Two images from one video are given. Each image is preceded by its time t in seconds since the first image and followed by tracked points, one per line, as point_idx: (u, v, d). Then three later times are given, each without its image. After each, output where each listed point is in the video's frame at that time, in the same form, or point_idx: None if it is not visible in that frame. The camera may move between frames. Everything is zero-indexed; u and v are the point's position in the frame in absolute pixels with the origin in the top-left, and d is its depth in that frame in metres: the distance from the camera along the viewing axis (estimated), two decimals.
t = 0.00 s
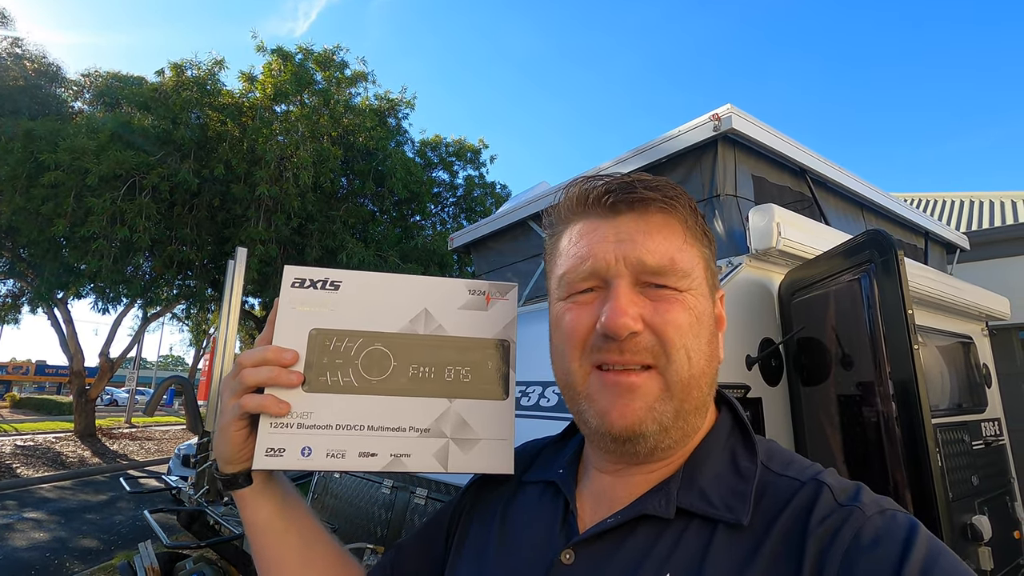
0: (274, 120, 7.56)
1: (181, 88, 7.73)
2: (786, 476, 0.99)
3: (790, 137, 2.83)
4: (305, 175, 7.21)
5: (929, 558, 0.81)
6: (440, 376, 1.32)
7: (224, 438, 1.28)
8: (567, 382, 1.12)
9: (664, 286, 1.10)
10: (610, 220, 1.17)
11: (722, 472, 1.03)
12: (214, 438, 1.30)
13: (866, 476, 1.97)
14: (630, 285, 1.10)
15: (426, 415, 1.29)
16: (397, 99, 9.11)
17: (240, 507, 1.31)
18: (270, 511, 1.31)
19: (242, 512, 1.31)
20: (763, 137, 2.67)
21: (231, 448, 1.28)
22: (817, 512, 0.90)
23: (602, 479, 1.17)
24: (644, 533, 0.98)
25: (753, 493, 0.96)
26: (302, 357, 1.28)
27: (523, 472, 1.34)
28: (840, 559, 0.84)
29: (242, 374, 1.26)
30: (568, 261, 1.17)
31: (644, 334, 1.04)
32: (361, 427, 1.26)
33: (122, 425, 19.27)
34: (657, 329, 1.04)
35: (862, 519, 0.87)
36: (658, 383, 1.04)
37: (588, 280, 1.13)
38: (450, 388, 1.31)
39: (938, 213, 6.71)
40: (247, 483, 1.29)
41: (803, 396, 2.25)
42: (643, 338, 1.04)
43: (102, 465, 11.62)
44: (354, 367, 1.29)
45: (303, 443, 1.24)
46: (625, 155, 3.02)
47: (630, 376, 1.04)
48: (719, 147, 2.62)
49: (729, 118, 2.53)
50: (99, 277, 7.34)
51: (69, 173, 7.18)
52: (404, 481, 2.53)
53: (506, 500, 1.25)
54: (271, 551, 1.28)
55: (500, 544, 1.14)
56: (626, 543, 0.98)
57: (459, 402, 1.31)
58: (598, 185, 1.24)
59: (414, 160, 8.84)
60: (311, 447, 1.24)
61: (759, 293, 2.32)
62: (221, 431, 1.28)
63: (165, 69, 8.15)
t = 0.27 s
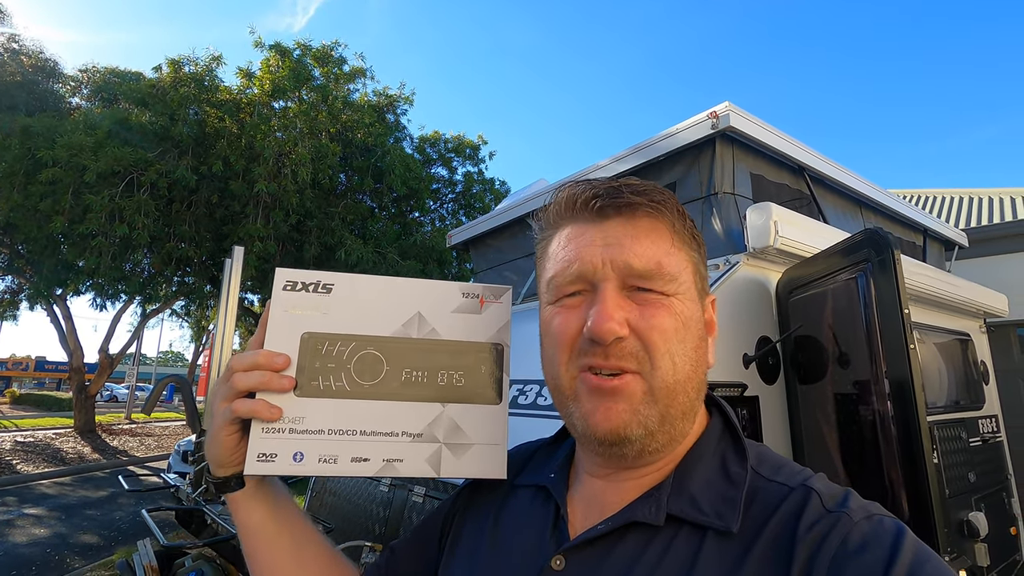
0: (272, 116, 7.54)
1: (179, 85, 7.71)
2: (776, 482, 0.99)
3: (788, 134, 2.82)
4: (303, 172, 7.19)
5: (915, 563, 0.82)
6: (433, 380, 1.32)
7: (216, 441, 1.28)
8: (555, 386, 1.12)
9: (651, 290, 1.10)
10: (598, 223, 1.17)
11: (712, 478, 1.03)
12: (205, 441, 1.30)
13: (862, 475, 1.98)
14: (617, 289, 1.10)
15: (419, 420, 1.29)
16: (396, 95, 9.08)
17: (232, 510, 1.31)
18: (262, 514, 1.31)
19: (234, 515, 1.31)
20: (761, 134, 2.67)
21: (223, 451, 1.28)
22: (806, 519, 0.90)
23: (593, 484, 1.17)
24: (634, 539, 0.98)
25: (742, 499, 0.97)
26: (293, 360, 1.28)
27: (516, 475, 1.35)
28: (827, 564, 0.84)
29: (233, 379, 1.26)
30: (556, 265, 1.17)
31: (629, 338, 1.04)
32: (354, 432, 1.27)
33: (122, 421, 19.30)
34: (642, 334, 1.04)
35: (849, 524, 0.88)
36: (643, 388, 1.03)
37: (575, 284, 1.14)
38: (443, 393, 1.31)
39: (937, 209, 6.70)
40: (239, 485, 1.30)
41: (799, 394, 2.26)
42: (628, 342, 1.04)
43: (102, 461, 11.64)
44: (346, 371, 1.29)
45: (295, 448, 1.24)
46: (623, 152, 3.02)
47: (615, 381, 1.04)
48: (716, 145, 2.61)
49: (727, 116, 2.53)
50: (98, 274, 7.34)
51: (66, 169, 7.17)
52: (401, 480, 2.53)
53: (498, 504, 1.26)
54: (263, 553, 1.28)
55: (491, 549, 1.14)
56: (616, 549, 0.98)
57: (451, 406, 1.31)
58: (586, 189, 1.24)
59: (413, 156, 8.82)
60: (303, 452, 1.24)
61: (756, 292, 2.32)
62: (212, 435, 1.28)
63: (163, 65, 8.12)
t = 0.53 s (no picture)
0: (270, 113, 7.51)
1: (176, 81, 7.67)
2: (775, 506, 0.99)
3: (788, 136, 2.81)
4: (301, 169, 7.17)
5: None
6: (432, 397, 1.31)
7: (211, 457, 1.27)
8: (550, 406, 1.13)
9: (646, 312, 1.10)
10: (594, 243, 1.17)
11: (712, 501, 1.02)
12: (201, 457, 1.29)
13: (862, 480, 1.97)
14: (611, 311, 1.10)
15: (418, 438, 1.29)
16: (395, 92, 9.05)
17: (228, 527, 1.31)
18: (258, 531, 1.31)
19: (230, 532, 1.31)
20: (761, 136, 2.65)
21: (218, 468, 1.27)
22: (806, 545, 0.90)
23: (591, 505, 1.16)
24: (632, 563, 0.98)
25: (741, 524, 0.96)
26: (290, 378, 1.27)
27: (514, 493, 1.35)
28: None
29: (228, 396, 1.24)
30: (551, 284, 1.18)
31: (622, 362, 1.05)
32: (351, 451, 1.26)
33: (122, 417, 19.32)
34: (635, 357, 1.04)
35: (849, 550, 0.88)
36: (636, 411, 1.04)
37: (570, 304, 1.14)
38: (442, 410, 1.31)
39: (938, 207, 6.69)
40: (234, 502, 1.29)
41: (799, 398, 2.25)
42: (622, 365, 1.04)
43: (102, 458, 11.65)
44: (344, 389, 1.28)
45: (292, 467, 1.23)
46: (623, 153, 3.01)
47: (608, 404, 1.05)
48: (717, 146, 2.60)
49: (727, 117, 2.51)
50: (96, 271, 7.32)
51: (63, 167, 7.14)
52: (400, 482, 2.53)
53: (496, 524, 1.26)
54: (259, 570, 1.28)
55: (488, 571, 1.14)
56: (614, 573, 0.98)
57: (450, 423, 1.31)
58: (583, 208, 1.24)
59: (412, 153, 8.79)
60: (300, 471, 1.23)
61: (756, 295, 2.31)
62: (208, 451, 1.27)
63: (160, 62, 8.08)
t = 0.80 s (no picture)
0: (268, 109, 7.48)
1: (173, 77, 7.64)
2: (776, 515, 0.99)
3: (788, 134, 2.80)
4: (300, 166, 7.14)
5: None
6: (432, 404, 1.31)
7: (211, 464, 1.27)
8: (543, 413, 1.14)
9: (638, 320, 1.09)
10: (586, 251, 1.17)
11: (711, 512, 1.02)
12: (201, 462, 1.29)
13: (861, 480, 1.97)
14: (601, 319, 1.10)
15: (418, 446, 1.28)
16: (393, 87, 9.01)
17: (228, 532, 1.30)
18: (257, 536, 1.30)
19: (229, 537, 1.30)
20: (761, 135, 2.64)
21: (218, 474, 1.27)
22: (807, 557, 0.91)
23: (591, 514, 1.16)
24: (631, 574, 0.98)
25: (742, 536, 0.96)
26: (290, 385, 1.26)
27: (515, 500, 1.35)
28: None
29: (227, 403, 1.24)
30: (544, 291, 1.18)
31: (611, 370, 1.05)
32: (352, 457, 1.25)
33: (120, 412, 19.32)
34: (624, 365, 1.04)
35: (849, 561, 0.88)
36: (625, 418, 1.04)
37: (560, 312, 1.14)
38: (442, 417, 1.31)
39: (937, 204, 6.68)
40: (234, 508, 1.29)
41: (798, 397, 2.25)
42: (611, 373, 1.05)
43: (100, 453, 11.65)
44: (343, 395, 1.28)
45: (292, 474, 1.23)
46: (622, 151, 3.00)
47: (598, 411, 1.05)
48: (716, 145, 2.59)
49: (727, 116, 2.50)
50: (93, 268, 7.30)
51: (60, 163, 7.10)
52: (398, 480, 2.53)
53: (496, 532, 1.26)
54: None
55: None
56: None
57: (450, 431, 1.30)
58: (577, 216, 1.24)
59: (410, 150, 8.77)
60: (299, 478, 1.23)
61: (756, 295, 2.31)
62: (208, 457, 1.27)
63: (157, 57, 8.04)
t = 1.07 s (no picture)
0: (266, 105, 7.44)
1: (171, 71, 7.60)
2: (784, 519, 0.99)
3: (789, 132, 2.79)
4: (298, 161, 7.11)
5: None
6: (438, 407, 1.30)
7: (219, 468, 1.26)
8: (548, 415, 1.13)
9: (642, 321, 1.08)
10: (589, 253, 1.17)
11: (719, 515, 1.02)
12: (208, 466, 1.28)
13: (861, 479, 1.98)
14: (605, 321, 1.10)
15: (424, 449, 1.28)
16: (392, 83, 8.97)
17: (235, 536, 1.30)
18: (264, 540, 1.30)
19: (237, 541, 1.30)
20: (763, 133, 2.64)
21: (225, 477, 1.27)
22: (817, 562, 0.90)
23: (598, 517, 1.16)
24: None
25: (750, 540, 0.96)
26: (296, 389, 1.26)
27: (521, 502, 1.34)
28: None
29: (234, 407, 1.23)
30: (549, 294, 1.18)
31: (615, 371, 1.04)
32: (358, 461, 1.25)
33: (118, 408, 19.30)
34: (628, 367, 1.04)
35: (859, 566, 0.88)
36: (629, 420, 1.03)
37: (565, 314, 1.14)
38: (448, 420, 1.30)
39: (936, 202, 6.69)
40: (242, 512, 1.28)
41: (798, 396, 2.25)
42: (614, 375, 1.04)
43: (98, 449, 11.63)
44: (350, 399, 1.28)
45: (298, 477, 1.22)
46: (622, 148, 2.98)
47: (603, 413, 1.05)
48: (718, 143, 2.58)
49: (729, 113, 2.49)
50: (90, 264, 7.27)
51: (56, 158, 7.06)
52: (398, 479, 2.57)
53: (503, 535, 1.26)
54: None
55: None
56: None
57: (456, 434, 1.30)
58: (581, 218, 1.24)
59: (409, 146, 8.73)
60: (306, 482, 1.23)
61: (757, 294, 2.31)
62: (215, 462, 1.26)
63: (154, 51, 7.99)
